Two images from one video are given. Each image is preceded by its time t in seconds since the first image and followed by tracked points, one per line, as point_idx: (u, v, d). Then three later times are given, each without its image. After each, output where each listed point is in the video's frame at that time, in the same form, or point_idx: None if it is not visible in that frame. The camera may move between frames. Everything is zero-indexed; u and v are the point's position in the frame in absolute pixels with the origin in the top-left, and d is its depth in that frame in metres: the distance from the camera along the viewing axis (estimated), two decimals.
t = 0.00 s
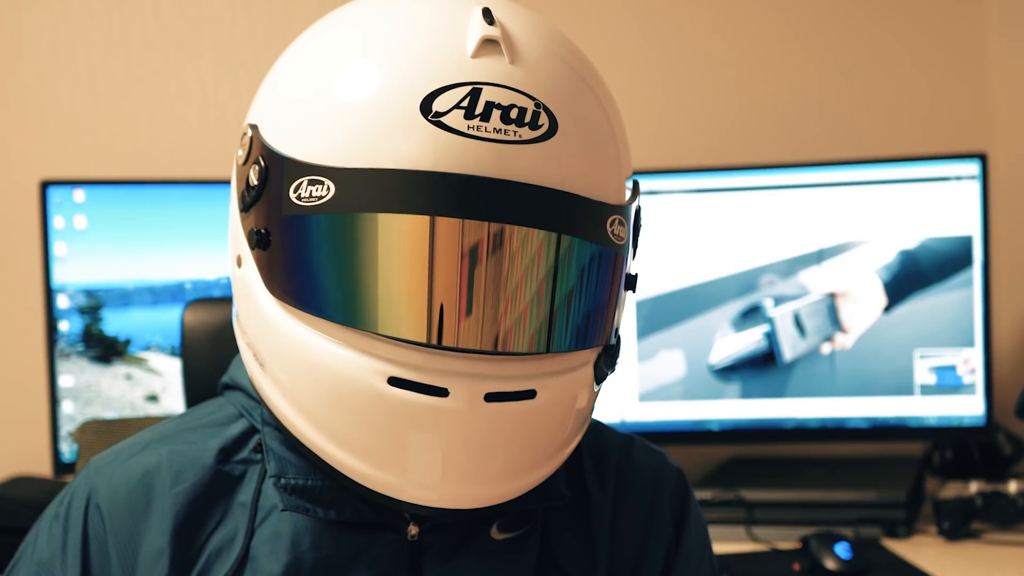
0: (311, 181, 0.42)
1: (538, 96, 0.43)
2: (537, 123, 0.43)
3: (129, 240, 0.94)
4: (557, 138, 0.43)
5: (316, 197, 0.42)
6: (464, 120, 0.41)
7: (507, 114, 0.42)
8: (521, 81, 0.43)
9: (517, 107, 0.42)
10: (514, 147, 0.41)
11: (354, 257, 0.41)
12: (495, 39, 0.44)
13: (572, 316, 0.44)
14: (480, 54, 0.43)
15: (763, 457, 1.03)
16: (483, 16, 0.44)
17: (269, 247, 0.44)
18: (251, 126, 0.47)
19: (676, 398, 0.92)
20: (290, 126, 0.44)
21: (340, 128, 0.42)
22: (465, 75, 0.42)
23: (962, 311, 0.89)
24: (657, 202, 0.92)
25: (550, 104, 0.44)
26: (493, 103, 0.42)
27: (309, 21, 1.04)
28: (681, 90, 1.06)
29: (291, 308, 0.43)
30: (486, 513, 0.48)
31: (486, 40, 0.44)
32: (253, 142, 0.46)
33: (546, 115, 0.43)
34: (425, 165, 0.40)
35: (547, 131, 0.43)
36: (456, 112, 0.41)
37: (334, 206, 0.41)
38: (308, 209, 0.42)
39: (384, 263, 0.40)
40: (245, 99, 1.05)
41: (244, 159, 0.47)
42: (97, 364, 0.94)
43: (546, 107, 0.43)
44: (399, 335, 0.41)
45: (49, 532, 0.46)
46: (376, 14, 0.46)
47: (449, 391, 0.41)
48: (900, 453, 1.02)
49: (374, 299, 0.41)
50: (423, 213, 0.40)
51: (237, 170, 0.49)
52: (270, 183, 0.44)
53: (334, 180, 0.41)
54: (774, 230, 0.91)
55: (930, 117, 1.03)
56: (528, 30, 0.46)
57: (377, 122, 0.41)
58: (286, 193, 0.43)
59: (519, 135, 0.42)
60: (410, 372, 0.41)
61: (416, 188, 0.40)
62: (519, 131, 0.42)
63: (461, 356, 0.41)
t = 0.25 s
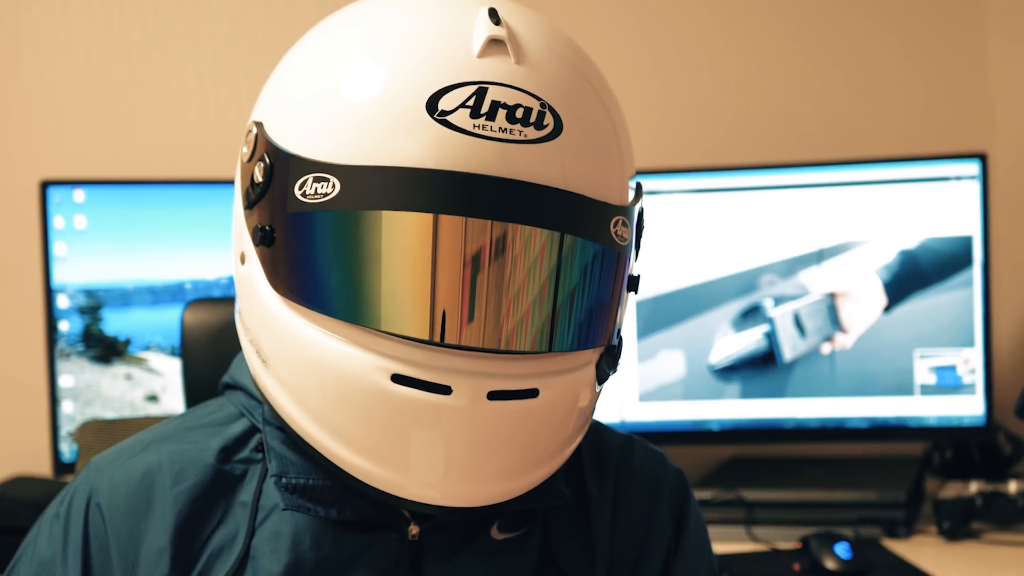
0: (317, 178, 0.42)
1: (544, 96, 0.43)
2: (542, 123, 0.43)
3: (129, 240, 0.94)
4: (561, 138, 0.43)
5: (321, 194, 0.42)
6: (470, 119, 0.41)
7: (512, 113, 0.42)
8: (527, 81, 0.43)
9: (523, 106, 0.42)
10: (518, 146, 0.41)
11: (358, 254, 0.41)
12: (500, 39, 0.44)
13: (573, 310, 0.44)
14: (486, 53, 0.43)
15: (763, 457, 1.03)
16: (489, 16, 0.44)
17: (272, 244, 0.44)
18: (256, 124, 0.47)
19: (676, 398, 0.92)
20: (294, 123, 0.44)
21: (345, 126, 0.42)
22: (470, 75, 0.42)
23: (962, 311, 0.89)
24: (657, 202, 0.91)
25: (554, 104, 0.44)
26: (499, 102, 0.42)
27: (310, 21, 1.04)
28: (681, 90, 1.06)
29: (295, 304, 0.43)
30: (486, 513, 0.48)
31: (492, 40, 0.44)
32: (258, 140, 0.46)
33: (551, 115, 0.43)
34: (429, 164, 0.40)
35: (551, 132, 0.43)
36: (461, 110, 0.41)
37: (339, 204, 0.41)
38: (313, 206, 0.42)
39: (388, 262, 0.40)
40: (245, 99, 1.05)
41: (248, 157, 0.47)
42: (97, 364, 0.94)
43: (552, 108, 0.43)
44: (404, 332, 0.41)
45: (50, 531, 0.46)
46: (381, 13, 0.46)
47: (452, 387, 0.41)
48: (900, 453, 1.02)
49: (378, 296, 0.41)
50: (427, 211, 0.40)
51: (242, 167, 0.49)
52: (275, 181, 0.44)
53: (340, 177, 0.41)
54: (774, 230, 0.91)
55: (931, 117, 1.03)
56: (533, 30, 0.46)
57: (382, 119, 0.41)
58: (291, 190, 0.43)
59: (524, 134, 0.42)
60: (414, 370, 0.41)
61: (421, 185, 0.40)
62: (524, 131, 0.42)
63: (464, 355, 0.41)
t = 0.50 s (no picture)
0: (319, 179, 0.42)
1: (546, 98, 0.43)
2: (544, 125, 0.43)
3: (128, 240, 0.94)
4: (564, 140, 0.43)
5: (323, 195, 0.42)
6: (472, 121, 0.41)
7: (515, 115, 0.42)
8: (530, 83, 0.43)
9: (525, 108, 0.42)
10: (520, 148, 0.41)
11: (359, 256, 0.41)
12: (504, 41, 0.44)
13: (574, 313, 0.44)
14: (489, 55, 0.43)
15: (763, 457, 1.03)
16: (492, 18, 0.44)
17: (274, 245, 0.44)
18: (258, 124, 0.47)
19: (676, 398, 0.92)
20: (296, 124, 0.44)
21: (347, 126, 0.42)
22: (473, 76, 0.42)
23: (962, 311, 0.89)
24: (657, 202, 0.91)
25: (557, 106, 0.44)
26: (501, 104, 0.42)
27: (310, 21, 1.04)
28: (681, 91, 1.06)
29: (296, 307, 0.43)
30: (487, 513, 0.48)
31: (495, 42, 0.44)
32: (260, 140, 0.46)
33: (554, 117, 0.43)
34: (431, 165, 0.40)
35: (554, 134, 0.43)
36: (464, 112, 0.41)
37: (341, 205, 0.41)
38: (315, 208, 0.42)
39: (390, 263, 0.40)
40: (245, 99, 1.05)
41: (250, 157, 0.47)
42: (97, 364, 0.94)
43: (554, 109, 0.43)
44: (406, 334, 0.41)
45: (51, 531, 0.46)
46: (382, 14, 0.46)
47: (453, 391, 0.41)
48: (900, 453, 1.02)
49: (380, 298, 0.41)
50: (428, 213, 0.40)
51: (243, 168, 0.49)
52: (277, 181, 0.44)
53: (342, 178, 0.41)
54: (774, 230, 0.91)
55: (931, 117, 1.03)
56: (534, 31, 0.46)
57: (385, 120, 0.41)
58: (293, 192, 0.43)
59: (527, 136, 0.42)
60: (415, 371, 0.41)
61: (423, 187, 0.40)
62: (527, 133, 0.42)
63: (466, 357, 0.41)
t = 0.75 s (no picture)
0: (321, 178, 0.42)
1: (547, 98, 0.43)
2: (546, 125, 0.43)
3: (128, 240, 0.94)
4: (564, 139, 0.43)
5: (324, 194, 0.42)
6: (474, 120, 0.41)
7: (516, 114, 0.42)
8: (532, 83, 0.43)
9: (526, 108, 0.42)
10: (521, 147, 0.41)
11: (361, 255, 0.41)
12: (505, 41, 0.44)
13: (575, 312, 0.44)
14: (490, 55, 0.43)
15: (764, 457, 1.03)
16: (493, 18, 0.44)
17: (276, 244, 0.44)
18: (259, 124, 0.47)
19: (676, 398, 0.92)
20: (297, 123, 0.44)
21: (348, 125, 0.42)
22: (474, 76, 0.42)
23: (962, 311, 0.89)
24: (658, 202, 0.91)
25: (558, 105, 0.44)
26: (502, 103, 0.42)
27: (310, 21, 1.04)
28: (682, 91, 1.06)
29: (298, 305, 0.43)
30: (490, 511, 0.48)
31: (496, 42, 0.44)
32: (261, 139, 0.46)
33: (555, 116, 0.43)
34: (432, 164, 0.40)
35: (555, 133, 0.43)
36: (465, 112, 0.41)
37: (343, 203, 0.41)
38: (317, 206, 0.42)
39: (391, 263, 0.40)
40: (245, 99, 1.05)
41: (252, 156, 0.47)
42: (97, 364, 0.94)
43: (555, 109, 0.43)
44: (406, 333, 0.41)
45: (52, 531, 0.46)
46: (382, 13, 0.46)
47: (454, 389, 0.41)
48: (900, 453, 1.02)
49: (381, 297, 0.41)
50: (428, 212, 0.40)
51: (244, 167, 0.48)
52: (279, 180, 0.44)
53: (343, 177, 0.41)
54: (774, 230, 0.91)
55: (931, 117, 1.03)
56: (534, 30, 0.46)
57: (386, 119, 0.41)
58: (295, 190, 0.43)
59: (528, 136, 0.42)
60: (414, 369, 0.41)
61: (424, 187, 0.40)
62: (528, 132, 0.42)
63: (467, 355, 0.41)
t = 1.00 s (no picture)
0: (320, 177, 0.42)
1: (547, 97, 0.43)
2: (545, 124, 0.43)
3: (128, 240, 0.94)
4: (564, 138, 0.43)
5: (325, 193, 0.42)
6: (473, 119, 0.41)
7: (516, 114, 0.42)
8: (531, 82, 0.43)
9: (526, 107, 0.42)
10: (521, 146, 0.41)
11: (361, 253, 0.41)
12: (505, 40, 0.44)
13: (574, 311, 0.44)
14: (490, 54, 0.43)
15: (764, 457, 1.03)
16: (492, 18, 0.44)
17: (276, 243, 0.44)
18: (259, 124, 0.47)
19: (676, 398, 0.92)
20: (297, 123, 0.44)
21: (348, 124, 0.42)
22: (474, 75, 0.42)
23: (962, 311, 0.90)
24: (657, 202, 0.91)
25: (557, 105, 0.44)
26: (502, 103, 0.42)
27: (310, 21, 1.04)
28: (682, 91, 1.06)
29: (300, 304, 0.43)
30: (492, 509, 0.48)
31: (495, 41, 0.44)
32: (261, 139, 0.46)
33: (554, 116, 0.43)
34: (431, 163, 0.40)
35: (555, 132, 0.43)
36: (465, 111, 0.41)
37: (343, 202, 0.41)
38: (317, 205, 0.42)
39: (391, 260, 0.40)
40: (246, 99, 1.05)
41: (252, 155, 0.47)
42: (97, 364, 0.94)
43: (554, 108, 0.43)
44: (407, 331, 0.41)
45: (52, 531, 0.46)
46: (382, 13, 0.46)
47: (454, 386, 0.41)
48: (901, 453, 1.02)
49: (381, 295, 0.41)
50: (428, 210, 0.40)
51: (244, 167, 0.48)
52: (279, 179, 0.44)
53: (343, 177, 0.41)
54: (773, 229, 0.91)
55: (931, 118, 1.03)
56: (534, 30, 0.46)
57: (386, 119, 0.41)
58: (295, 189, 0.43)
59: (527, 135, 0.42)
60: (412, 367, 0.41)
61: (425, 185, 0.40)
62: (527, 131, 0.42)
63: (465, 353, 0.41)
